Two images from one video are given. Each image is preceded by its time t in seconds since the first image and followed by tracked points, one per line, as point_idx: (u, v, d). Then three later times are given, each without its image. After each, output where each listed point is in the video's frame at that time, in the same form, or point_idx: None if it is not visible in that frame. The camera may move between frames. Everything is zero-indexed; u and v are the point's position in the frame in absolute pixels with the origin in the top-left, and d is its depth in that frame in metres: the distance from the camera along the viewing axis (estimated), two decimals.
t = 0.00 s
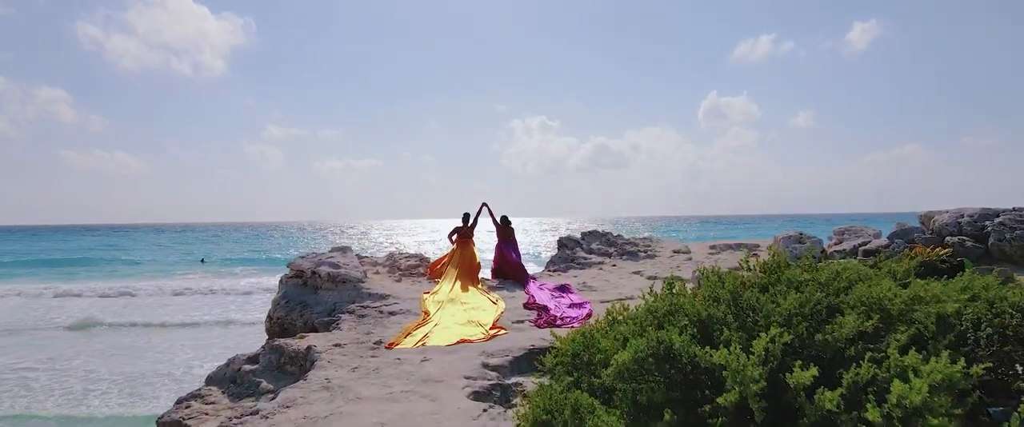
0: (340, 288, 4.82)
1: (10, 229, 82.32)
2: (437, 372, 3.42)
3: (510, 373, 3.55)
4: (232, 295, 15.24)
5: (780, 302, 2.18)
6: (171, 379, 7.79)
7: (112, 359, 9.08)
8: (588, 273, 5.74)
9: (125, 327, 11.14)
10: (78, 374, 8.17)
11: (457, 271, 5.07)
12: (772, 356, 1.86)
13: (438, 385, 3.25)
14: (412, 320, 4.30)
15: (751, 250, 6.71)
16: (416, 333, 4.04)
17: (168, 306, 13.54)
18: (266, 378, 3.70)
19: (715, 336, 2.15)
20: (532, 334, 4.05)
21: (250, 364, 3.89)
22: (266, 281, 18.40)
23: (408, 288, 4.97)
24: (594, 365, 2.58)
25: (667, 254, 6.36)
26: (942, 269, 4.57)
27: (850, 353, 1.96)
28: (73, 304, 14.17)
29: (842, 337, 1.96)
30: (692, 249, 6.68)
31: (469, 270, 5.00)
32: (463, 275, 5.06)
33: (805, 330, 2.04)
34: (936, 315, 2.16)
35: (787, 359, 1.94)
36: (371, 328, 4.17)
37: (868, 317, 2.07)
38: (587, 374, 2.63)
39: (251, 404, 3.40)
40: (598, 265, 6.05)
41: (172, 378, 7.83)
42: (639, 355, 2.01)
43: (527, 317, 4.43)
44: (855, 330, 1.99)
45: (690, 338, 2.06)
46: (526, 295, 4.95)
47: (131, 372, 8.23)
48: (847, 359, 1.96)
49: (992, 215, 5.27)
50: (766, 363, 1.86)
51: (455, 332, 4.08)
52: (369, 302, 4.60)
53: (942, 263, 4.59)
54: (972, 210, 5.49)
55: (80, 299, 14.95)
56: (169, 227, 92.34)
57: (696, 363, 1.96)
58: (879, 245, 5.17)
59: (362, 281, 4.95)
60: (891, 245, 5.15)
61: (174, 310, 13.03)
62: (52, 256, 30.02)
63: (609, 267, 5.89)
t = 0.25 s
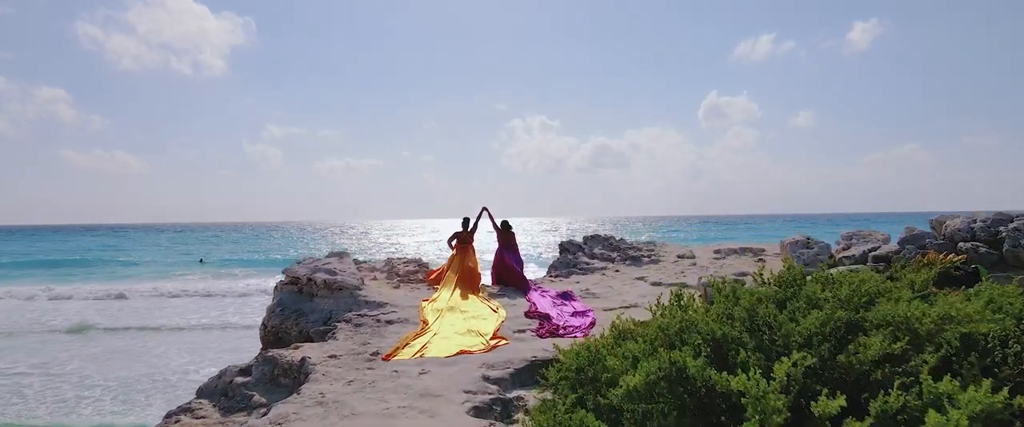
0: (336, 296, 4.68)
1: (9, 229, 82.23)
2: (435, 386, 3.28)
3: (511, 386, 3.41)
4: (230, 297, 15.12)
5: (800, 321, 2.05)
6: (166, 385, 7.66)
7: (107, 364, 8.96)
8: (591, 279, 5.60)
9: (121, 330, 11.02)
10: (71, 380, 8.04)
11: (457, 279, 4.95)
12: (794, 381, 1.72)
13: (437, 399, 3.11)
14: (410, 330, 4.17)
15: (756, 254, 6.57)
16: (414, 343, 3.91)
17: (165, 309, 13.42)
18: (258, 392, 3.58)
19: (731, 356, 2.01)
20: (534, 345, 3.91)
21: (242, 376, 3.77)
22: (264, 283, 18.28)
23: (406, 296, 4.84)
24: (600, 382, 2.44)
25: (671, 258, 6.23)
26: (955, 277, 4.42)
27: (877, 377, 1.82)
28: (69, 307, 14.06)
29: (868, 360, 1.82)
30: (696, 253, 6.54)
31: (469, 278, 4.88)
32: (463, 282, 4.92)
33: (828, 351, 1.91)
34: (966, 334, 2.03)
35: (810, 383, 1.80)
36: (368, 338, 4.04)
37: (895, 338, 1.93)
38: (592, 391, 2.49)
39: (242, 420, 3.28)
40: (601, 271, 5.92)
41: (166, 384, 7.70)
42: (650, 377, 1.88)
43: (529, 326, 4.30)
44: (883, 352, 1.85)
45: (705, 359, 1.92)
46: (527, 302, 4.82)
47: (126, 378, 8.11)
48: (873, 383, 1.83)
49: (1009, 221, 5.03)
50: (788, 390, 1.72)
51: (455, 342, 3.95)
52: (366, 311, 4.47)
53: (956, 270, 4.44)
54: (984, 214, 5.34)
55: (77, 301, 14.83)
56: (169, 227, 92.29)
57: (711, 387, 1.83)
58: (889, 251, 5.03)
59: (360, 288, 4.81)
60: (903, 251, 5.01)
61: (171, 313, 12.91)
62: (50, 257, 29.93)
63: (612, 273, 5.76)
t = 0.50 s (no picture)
0: (332, 306, 4.53)
1: (9, 229, 82.16)
2: (433, 403, 3.11)
3: (513, 403, 3.24)
4: (228, 300, 14.98)
5: (825, 345, 1.90)
6: (159, 392, 7.52)
7: (101, 369, 8.81)
8: (594, 287, 5.45)
9: (116, 334, 10.89)
10: (63, 387, 7.89)
11: (456, 288, 4.80)
12: (823, 414, 1.57)
13: (434, 419, 2.94)
14: (407, 341, 4.01)
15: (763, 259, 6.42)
16: (411, 356, 3.74)
17: (161, 312, 13.27)
18: (248, 408, 3.44)
19: (751, 385, 1.86)
20: (537, 358, 3.74)
21: (232, 392, 3.64)
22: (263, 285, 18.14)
23: (404, 305, 4.68)
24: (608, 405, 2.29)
25: (676, 264, 6.09)
26: (971, 286, 4.29)
27: (913, 409, 1.67)
28: (65, 310, 13.93)
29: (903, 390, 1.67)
30: (701, 259, 6.39)
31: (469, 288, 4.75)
32: (462, 291, 4.77)
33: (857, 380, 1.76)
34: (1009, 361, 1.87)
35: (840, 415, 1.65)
36: (363, 351, 3.88)
37: (931, 365, 1.79)
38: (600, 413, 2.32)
39: None
40: (604, 277, 5.77)
41: (160, 391, 7.56)
42: (665, 408, 1.73)
43: (531, 337, 4.15)
44: (919, 381, 1.70)
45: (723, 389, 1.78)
46: (529, 311, 4.67)
47: (119, 384, 7.96)
48: (908, 416, 1.68)
49: None
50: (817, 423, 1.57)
51: (454, 355, 3.79)
52: (362, 321, 4.32)
53: (972, 279, 4.30)
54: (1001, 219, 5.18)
55: (73, 304, 14.69)
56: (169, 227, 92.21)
57: (730, 420, 1.68)
58: (902, 259, 4.90)
59: (356, 297, 4.65)
60: (917, 258, 4.87)
61: (167, 316, 12.77)
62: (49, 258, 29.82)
63: (615, 280, 5.61)
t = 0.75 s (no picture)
0: (327, 314, 4.39)
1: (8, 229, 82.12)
2: (430, 419, 2.96)
3: (514, 419, 3.09)
4: (226, 302, 14.86)
5: (853, 370, 1.78)
6: (153, 398, 7.38)
7: (95, 375, 8.68)
8: (597, 294, 5.32)
9: (113, 337, 10.77)
10: (56, 393, 7.75)
11: (455, 296, 4.66)
12: None
13: None
14: (405, 352, 3.87)
15: (769, 264, 6.28)
16: (409, 369, 3.60)
17: (159, 315, 13.16)
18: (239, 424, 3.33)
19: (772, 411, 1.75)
20: (539, 371, 3.60)
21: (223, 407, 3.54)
22: (262, 287, 18.03)
23: (402, 313, 4.54)
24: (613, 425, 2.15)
25: (681, 269, 5.95)
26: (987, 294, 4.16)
27: None
28: (62, 312, 13.82)
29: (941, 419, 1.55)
30: (706, 263, 6.25)
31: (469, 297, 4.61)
32: (461, 299, 4.63)
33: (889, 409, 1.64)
34: None
35: None
36: (358, 362, 3.75)
37: (970, 394, 1.66)
38: None
39: None
40: (607, 283, 5.64)
41: (154, 397, 7.43)
42: None
43: (533, 347, 4.01)
44: (958, 410, 1.58)
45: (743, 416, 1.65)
46: (530, 320, 4.53)
47: (113, 390, 7.83)
48: None
49: None
50: None
51: (453, 367, 3.65)
52: (358, 330, 4.18)
53: (987, 287, 4.18)
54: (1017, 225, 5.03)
55: (69, 306, 14.57)
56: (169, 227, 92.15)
57: None
58: (914, 265, 4.77)
59: (352, 305, 4.51)
60: (929, 264, 4.75)
61: (164, 319, 12.64)
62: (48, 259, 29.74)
63: (618, 286, 5.48)
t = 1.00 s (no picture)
0: (321, 325, 4.23)
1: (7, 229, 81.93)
2: None
3: None
4: (223, 305, 14.68)
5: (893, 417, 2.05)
6: (146, 406, 7.22)
7: (88, 380, 8.53)
8: (599, 302, 5.19)
9: (108, 341, 10.61)
10: (48, 401, 7.61)
11: (454, 305, 4.51)
12: None
13: None
14: (401, 366, 3.71)
15: (776, 271, 6.13)
16: (405, 383, 3.44)
17: (155, 319, 12.98)
18: None
19: None
20: (541, 387, 3.43)
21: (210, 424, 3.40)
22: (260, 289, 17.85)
23: (398, 323, 4.38)
24: None
25: (686, 276, 5.79)
26: (1008, 305, 4.03)
27: None
28: (57, 315, 13.65)
29: None
30: (712, 269, 6.10)
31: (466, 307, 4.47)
32: (460, 309, 4.47)
33: None
34: None
35: None
36: (353, 377, 3.59)
37: None
38: None
39: None
40: (610, 291, 5.50)
41: (148, 404, 7.27)
42: None
43: (534, 361, 3.85)
44: None
45: None
46: (531, 330, 4.38)
47: (106, 397, 7.67)
48: None
49: None
50: None
51: (452, 381, 3.49)
52: (353, 342, 4.02)
53: (1008, 298, 4.04)
54: None
55: (66, 309, 14.43)
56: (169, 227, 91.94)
57: None
58: (929, 274, 4.63)
59: (347, 315, 4.34)
60: (945, 273, 4.62)
61: (161, 322, 12.49)
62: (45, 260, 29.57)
63: (622, 294, 5.34)
